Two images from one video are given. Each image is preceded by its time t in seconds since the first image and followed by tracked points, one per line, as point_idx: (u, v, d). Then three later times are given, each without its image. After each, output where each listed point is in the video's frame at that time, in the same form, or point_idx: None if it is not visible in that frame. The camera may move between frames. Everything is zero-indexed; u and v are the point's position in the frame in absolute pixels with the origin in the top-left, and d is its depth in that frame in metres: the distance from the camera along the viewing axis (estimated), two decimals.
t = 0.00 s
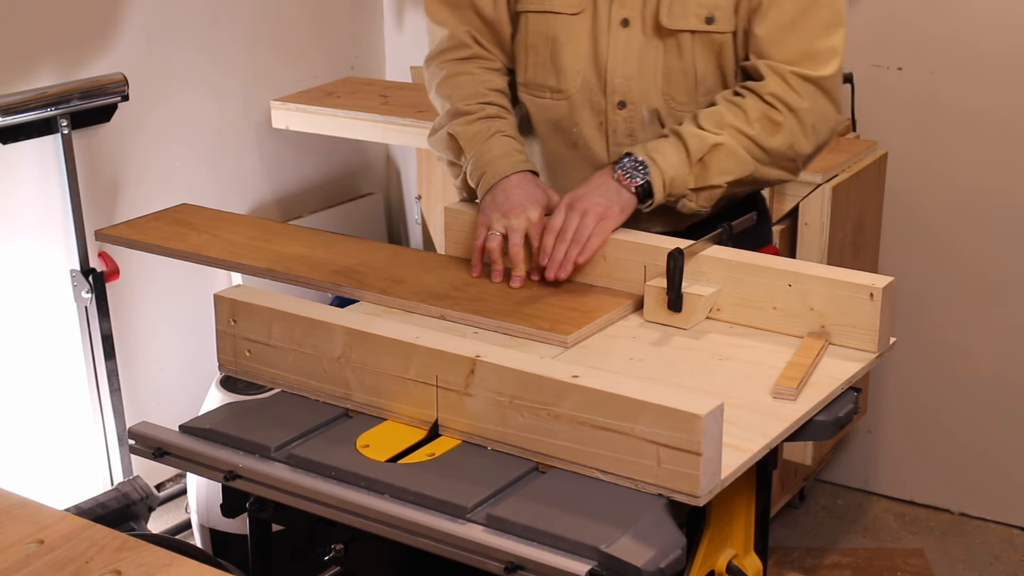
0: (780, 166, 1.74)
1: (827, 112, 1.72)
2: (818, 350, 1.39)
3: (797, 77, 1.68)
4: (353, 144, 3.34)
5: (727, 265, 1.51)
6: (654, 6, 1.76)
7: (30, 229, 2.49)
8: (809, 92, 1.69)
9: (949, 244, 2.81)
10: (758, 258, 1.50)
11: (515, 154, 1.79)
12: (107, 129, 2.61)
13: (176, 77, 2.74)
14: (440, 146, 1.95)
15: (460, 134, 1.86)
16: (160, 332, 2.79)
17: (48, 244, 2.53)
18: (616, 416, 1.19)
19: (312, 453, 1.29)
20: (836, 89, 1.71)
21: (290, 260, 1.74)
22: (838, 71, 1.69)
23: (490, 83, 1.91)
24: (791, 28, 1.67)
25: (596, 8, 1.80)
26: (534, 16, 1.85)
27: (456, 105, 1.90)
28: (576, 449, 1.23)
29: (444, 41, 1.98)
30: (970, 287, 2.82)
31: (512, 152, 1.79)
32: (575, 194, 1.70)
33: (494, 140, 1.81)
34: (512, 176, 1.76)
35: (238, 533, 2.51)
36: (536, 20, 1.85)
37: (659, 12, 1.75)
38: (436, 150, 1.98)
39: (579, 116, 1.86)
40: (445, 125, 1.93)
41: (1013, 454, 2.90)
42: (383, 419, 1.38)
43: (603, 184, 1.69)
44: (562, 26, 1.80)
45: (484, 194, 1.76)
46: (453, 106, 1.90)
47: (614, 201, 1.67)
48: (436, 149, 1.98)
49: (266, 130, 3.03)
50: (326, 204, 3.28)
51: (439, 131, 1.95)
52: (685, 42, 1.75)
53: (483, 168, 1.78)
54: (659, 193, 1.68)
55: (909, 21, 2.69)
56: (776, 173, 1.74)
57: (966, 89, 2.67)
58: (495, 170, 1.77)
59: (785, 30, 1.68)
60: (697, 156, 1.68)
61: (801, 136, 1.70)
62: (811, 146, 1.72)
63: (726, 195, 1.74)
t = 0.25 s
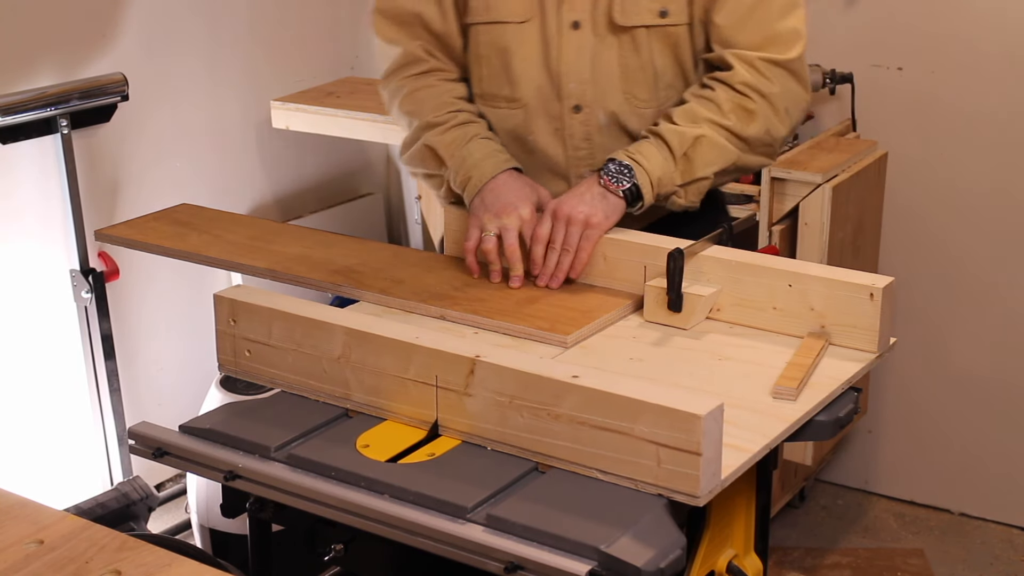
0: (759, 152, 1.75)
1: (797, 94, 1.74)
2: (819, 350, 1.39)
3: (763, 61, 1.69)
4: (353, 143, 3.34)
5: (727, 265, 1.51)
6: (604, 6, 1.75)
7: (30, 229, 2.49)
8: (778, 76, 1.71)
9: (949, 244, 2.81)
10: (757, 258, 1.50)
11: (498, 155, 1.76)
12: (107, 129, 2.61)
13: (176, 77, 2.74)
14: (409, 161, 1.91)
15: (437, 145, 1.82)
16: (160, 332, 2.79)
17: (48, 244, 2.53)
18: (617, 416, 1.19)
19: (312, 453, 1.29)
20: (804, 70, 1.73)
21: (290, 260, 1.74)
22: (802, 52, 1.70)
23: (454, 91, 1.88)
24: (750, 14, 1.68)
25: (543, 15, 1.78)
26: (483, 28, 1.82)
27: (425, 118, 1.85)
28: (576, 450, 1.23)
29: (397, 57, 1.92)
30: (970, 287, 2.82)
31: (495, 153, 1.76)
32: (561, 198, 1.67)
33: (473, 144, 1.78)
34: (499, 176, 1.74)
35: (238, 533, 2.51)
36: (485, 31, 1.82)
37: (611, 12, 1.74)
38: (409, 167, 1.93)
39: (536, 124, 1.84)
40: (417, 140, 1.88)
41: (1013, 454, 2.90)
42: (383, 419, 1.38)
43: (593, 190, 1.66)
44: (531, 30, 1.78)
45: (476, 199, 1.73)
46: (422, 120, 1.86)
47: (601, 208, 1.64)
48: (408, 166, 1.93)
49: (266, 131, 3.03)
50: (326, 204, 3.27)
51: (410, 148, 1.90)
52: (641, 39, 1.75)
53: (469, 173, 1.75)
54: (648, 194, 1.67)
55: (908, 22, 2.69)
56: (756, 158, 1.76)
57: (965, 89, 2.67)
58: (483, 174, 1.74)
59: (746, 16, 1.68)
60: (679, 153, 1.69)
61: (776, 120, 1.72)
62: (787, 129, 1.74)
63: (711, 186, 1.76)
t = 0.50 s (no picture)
0: (746, 135, 1.76)
1: (775, 74, 1.75)
2: (818, 350, 1.39)
3: (738, 46, 1.70)
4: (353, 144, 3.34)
5: (726, 265, 1.51)
6: (562, 14, 1.74)
7: (31, 229, 2.49)
8: (755, 59, 1.72)
9: (949, 245, 2.81)
10: (757, 258, 1.50)
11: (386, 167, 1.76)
12: (107, 129, 2.61)
13: (175, 77, 2.74)
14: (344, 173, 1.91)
15: (326, 150, 1.81)
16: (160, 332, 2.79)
17: (48, 244, 2.53)
18: (617, 416, 1.19)
19: (312, 453, 1.29)
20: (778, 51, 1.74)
21: (290, 260, 1.74)
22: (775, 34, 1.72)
23: (359, 98, 1.87)
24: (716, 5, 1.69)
25: (498, 30, 1.76)
26: (437, 53, 1.79)
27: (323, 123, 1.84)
28: (576, 450, 1.23)
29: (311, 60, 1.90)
30: (970, 287, 2.82)
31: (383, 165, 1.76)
32: (555, 199, 1.66)
33: (360, 151, 1.79)
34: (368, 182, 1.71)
35: (238, 533, 2.51)
36: (440, 56, 1.79)
37: (570, 19, 1.73)
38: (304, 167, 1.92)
39: (503, 140, 1.83)
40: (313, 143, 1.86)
41: (1013, 454, 2.90)
42: (383, 419, 1.38)
43: (590, 189, 1.66)
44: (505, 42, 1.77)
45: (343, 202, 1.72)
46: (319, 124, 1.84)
47: (597, 207, 1.64)
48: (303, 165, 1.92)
49: (266, 131, 3.03)
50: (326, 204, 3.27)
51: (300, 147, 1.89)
52: (603, 43, 1.74)
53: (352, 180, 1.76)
54: (642, 186, 1.68)
55: (907, 22, 2.69)
56: (742, 142, 1.76)
57: (965, 89, 2.67)
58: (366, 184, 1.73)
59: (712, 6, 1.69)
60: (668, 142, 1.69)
61: (758, 102, 1.73)
62: (770, 110, 1.75)
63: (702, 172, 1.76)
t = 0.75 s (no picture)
0: (735, 128, 1.79)
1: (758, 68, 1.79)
2: (818, 350, 1.39)
3: (723, 43, 1.73)
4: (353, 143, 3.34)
5: (727, 265, 1.51)
6: (539, 29, 1.78)
7: (31, 229, 2.49)
8: (740, 54, 1.76)
9: (948, 245, 2.81)
10: (756, 258, 1.50)
11: (268, 198, 1.79)
12: (107, 129, 2.61)
13: (175, 77, 2.74)
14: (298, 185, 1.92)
15: (224, 166, 1.83)
16: (160, 332, 2.79)
17: (48, 245, 2.53)
18: (617, 416, 1.19)
19: (312, 453, 1.29)
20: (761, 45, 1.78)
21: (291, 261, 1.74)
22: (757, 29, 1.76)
23: (270, 115, 1.88)
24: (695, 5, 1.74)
25: (475, 48, 1.80)
26: (414, 73, 1.84)
27: (229, 131, 1.86)
28: (576, 450, 1.23)
29: (241, 58, 1.90)
30: (969, 287, 2.82)
31: (265, 197, 1.79)
32: (554, 200, 1.65)
33: (251, 181, 1.81)
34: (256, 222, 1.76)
35: (238, 533, 2.51)
36: (419, 76, 1.84)
37: (549, 33, 1.78)
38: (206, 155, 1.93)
39: (487, 152, 1.87)
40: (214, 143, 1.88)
41: (1013, 455, 2.90)
42: (382, 419, 1.38)
43: (589, 189, 1.65)
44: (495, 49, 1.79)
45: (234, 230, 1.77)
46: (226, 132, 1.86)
47: (597, 206, 1.64)
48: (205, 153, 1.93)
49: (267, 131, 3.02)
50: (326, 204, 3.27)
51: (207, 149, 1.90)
52: (582, 55, 1.79)
53: (235, 205, 1.79)
54: (641, 182, 1.67)
55: (907, 22, 2.69)
56: (733, 135, 1.79)
57: (964, 89, 2.67)
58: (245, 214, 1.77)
59: (692, 7, 1.74)
60: (666, 136, 1.71)
61: (746, 95, 1.77)
62: (758, 102, 1.79)
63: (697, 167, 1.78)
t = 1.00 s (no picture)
0: (730, 128, 1.81)
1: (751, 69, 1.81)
2: (818, 351, 1.39)
3: (719, 44, 1.75)
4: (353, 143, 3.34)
5: (726, 265, 1.51)
6: (536, 37, 1.78)
7: (31, 229, 2.49)
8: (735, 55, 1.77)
9: (949, 245, 2.81)
10: (756, 258, 1.50)
11: (273, 209, 1.79)
12: (106, 129, 2.61)
13: (174, 77, 2.74)
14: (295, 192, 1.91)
15: (226, 177, 1.82)
16: (160, 332, 2.79)
17: (48, 245, 2.53)
18: (617, 416, 1.19)
19: (312, 453, 1.28)
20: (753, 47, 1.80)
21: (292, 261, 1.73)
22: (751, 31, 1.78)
23: (267, 125, 1.88)
24: (691, 9, 1.75)
25: (471, 56, 1.80)
26: (410, 83, 1.83)
27: (227, 142, 1.85)
28: (576, 450, 1.23)
29: (233, 67, 1.88)
30: (969, 287, 2.82)
31: (270, 207, 1.79)
32: (556, 199, 1.66)
33: (257, 191, 1.80)
34: (263, 229, 1.75)
35: (238, 533, 2.51)
36: (414, 86, 1.83)
37: (546, 40, 1.78)
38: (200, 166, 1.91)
39: (485, 158, 1.87)
40: (211, 155, 1.86)
41: (1014, 455, 2.89)
42: (382, 419, 1.38)
43: (590, 187, 1.66)
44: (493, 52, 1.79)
45: (237, 238, 1.75)
46: (223, 143, 1.85)
47: (599, 206, 1.64)
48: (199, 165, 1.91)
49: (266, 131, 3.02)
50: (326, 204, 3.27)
51: (201, 159, 1.88)
52: (579, 62, 1.80)
53: (239, 215, 1.77)
54: (641, 182, 1.68)
55: (907, 22, 2.69)
56: (728, 137, 1.81)
57: (964, 89, 2.67)
58: (251, 223, 1.76)
59: (687, 10, 1.75)
60: (666, 137, 1.71)
61: (740, 96, 1.78)
62: (752, 102, 1.80)
63: (694, 168, 1.80)
